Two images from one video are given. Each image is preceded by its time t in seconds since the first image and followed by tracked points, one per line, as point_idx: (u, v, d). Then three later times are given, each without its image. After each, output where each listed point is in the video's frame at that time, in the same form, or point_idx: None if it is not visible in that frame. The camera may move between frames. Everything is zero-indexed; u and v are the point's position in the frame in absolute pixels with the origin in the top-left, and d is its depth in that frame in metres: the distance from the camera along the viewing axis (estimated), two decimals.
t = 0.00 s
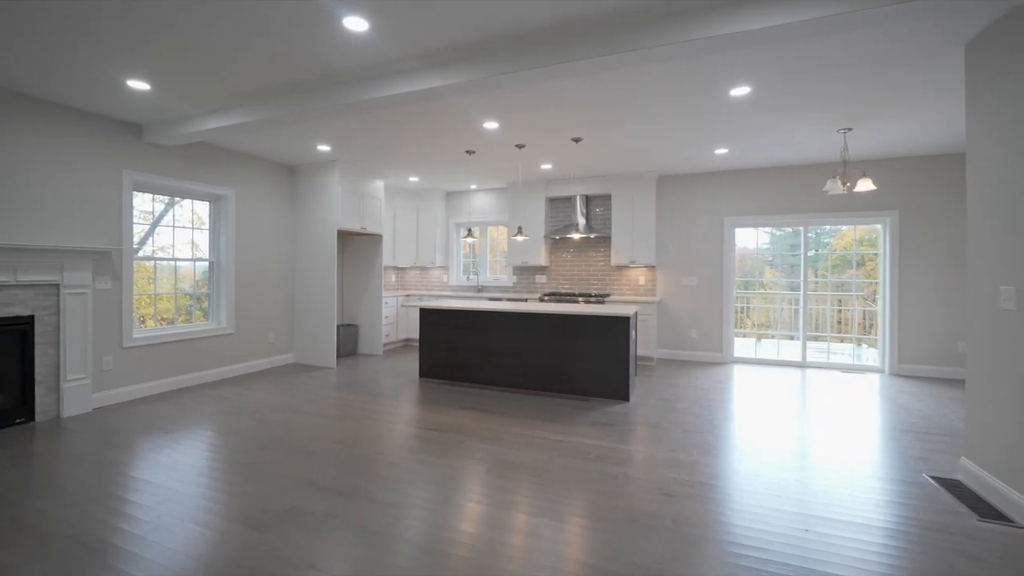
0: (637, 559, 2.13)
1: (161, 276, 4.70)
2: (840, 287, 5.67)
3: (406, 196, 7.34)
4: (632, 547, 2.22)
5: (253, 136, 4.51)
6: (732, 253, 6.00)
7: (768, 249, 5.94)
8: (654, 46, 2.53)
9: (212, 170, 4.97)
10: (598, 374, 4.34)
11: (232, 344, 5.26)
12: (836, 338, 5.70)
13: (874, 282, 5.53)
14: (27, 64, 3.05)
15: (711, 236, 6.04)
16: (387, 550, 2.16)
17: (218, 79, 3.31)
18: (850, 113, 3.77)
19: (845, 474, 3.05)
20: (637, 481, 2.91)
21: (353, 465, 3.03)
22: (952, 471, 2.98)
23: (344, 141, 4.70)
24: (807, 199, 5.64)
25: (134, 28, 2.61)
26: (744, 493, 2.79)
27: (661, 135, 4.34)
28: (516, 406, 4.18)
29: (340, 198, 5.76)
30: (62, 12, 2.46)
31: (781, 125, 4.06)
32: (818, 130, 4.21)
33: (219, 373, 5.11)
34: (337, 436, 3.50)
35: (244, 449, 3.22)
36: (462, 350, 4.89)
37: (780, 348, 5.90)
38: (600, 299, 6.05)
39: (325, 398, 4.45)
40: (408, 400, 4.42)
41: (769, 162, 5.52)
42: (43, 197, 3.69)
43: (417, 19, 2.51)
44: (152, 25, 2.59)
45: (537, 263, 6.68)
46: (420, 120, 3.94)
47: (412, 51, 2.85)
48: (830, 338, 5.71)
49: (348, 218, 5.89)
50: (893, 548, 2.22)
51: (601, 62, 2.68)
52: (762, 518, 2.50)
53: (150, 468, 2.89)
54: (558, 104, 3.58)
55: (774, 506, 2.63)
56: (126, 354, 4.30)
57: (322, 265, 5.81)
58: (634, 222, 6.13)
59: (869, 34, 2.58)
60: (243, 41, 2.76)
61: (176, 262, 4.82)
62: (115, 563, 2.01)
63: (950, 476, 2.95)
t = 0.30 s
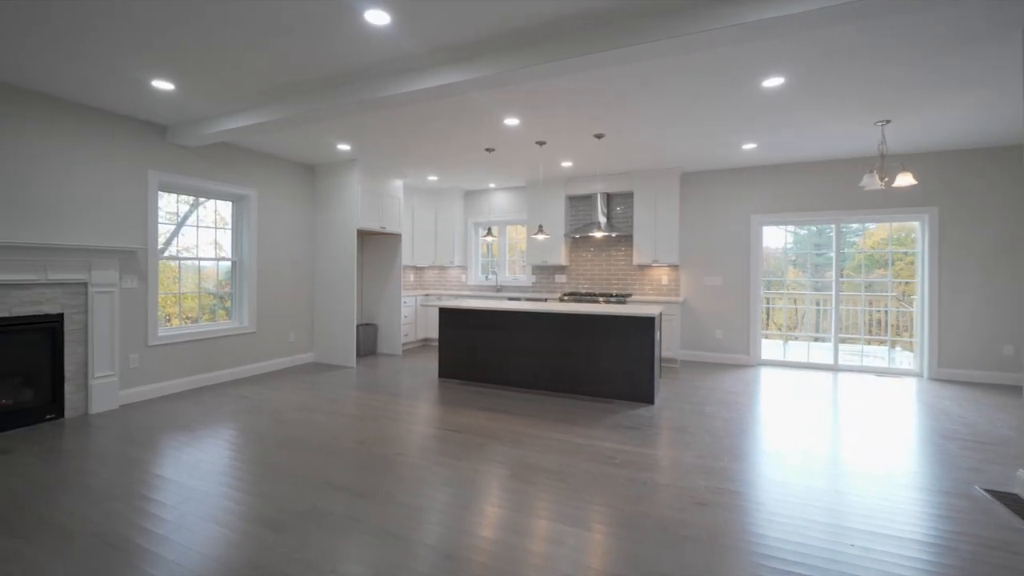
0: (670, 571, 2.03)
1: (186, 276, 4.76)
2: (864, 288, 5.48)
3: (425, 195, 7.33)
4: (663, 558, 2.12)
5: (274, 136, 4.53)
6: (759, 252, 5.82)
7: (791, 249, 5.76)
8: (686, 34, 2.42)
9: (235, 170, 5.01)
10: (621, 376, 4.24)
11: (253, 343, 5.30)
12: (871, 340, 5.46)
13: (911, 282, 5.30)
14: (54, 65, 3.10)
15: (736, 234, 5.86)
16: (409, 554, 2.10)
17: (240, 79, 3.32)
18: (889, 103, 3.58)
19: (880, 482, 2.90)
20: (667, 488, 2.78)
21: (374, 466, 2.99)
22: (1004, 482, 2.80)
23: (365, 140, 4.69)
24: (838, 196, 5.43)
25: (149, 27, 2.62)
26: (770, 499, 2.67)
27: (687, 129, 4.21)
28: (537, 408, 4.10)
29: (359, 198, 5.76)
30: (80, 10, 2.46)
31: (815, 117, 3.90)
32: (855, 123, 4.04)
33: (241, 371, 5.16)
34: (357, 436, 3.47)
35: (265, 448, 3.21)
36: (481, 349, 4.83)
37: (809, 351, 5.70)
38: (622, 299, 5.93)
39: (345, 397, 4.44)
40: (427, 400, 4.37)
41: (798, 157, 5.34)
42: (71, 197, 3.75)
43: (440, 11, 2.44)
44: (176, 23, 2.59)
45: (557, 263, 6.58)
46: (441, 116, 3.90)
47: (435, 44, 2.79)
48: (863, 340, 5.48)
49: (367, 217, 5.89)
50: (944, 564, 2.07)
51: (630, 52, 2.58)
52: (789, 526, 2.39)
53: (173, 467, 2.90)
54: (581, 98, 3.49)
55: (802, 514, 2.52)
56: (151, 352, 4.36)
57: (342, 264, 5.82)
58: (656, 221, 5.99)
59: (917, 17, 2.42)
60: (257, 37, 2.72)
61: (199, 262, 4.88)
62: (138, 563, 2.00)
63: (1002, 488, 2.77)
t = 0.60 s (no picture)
0: None
1: (209, 275, 4.80)
2: (898, 288, 5.24)
3: (443, 194, 7.28)
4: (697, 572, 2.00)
5: (295, 134, 4.53)
6: (789, 250, 5.60)
7: (816, 248, 5.58)
8: (721, 19, 2.29)
9: (256, 170, 5.03)
10: (646, 378, 4.11)
11: (274, 342, 5.32)
12: (909, 343, 5.20)
13: (953, 282, 5.04)
14: (80, 66, 3.13)
15: (765, 232, 5.66)
16: (431, 562, 2.03)
17: (260, 77, 3.30)
18: (935, 90, 3.37)
19: (921, 491, 2.74)
20: (699, 497, 2.65)
21: (394, 468, 2.94)
22: None
23: (385, 137, 4.65)
24: (874, 191, 5.20)
25: (155, 26, 2.63)
26: (801, 507, 2.56)
27: (715, 122, 4.05)
28: (559, 410, 4.00)
29: (379, 196, 5.74)
30: (85, 11, 2.49)
31: (853, 108, 3.71)
32: (896, 113, 3.83)
33: (262, 370, 5.18)
34: (377, 437, 3.43)
35: (285, 448, 3.19)
36: (501, 350, 4.75)
37: (843, 353, 5.45)
38: (645, 299, 5.77)
39: (365, 397, 4.41)
40: (447, 401, 4.31)
41: (831, 151, 5.12)
42: (97, 199, 3.81)
43: None
44: (196, 20, 2.57)
45: (577, 262, 6.46)
46: (462, 113, 3.83)
47: (455, 36, 2.71)
48: (901, 343, 5.23)
49: (387, 216, 5.87)
50: None
51: (660, 39, 2.46)
52: (823, 535, 2.28)
53: (194, 466, 2.89)
54: (606, 90, 3.38)
55: (836, 522, 2.40)
56: (175, 351, 4.40)
57: (363, 264, 5.79)
58: (680, 218, 5.83)
59: None
60: (263, 36, 2.73)
61: (222, 261, 4.92)
62: (158, 564, 1.97)
63: None
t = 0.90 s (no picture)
0: None
1: (233, 273, 4.83)
2: (939, 287, 4.97)
3: (463, 192, 7.24)
4: None
5: (315, 131, 4.53)
6: (822, 247, 5.37)
7: (846, 246, 5.37)
8: None
9: (278, 168, 5.06)
10: (672, 379, 3.97)
11: (295, 340, 5.34)
12: (952, 345, 4.92)
13: (1000, 280, 4.75)
14: (106, 64, 3.16)
15: (795, 228, 5.45)
16: (454, 566, 1.96)
17: (281, 72, 3.29)
18: (987, 74, 3.16)
19: (971, 501, 2.56)
20: (736, 506, 2.50)
21: (414, 468, 2.88)
22: None
23: (405, 133, 4.62)
24: (914, 185, 4.95)
25: (178, 21, 2.63)
26: (837, 514, 2.43)
27: (745, 113, 3.89)
28: (582, 412, 3.89)
29: (398, 194, 5.72)
30: (84, 11, 2.52)
31: (896, 95, 3.51)
32: (941, 101, 3.62)
33: (284, 368, 5.20)
34: (398, 436, 3.38)
35: (306, 446, 3.16)
36: (522, 350, 4.67)
37: (880, 356, 5.20)
38: (669, 298, 5.62)
39: (385, 396, 4.38)
40: (467, 400, 4.25)
41: (867, 144, 4.89)
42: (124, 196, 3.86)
43: None
44: (215, 15, 2.56)
45: (598, 260, 6.34)
46: (483, 106, 3.76)
47: (478, 24, 2.64)
48: (943, 345, 4.95)
49: (407, 214, 5.85)
50: None
51: (692, 23, 2.35)
52: (863, 544, 2.15)
53: (216, 463, 2.88)
54: (633, 80, 3.26)
55: (875, 530, 2.27)
56: (199, 348, 4.44)
57: (382, 262, 5.78)
58: (706, 215, 5.65)
59: None
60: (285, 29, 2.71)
61: (245, 259, 4.95)
62: (178, 562, 1.94)
63: None
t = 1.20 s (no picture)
0: None
1: (255, 271, 4.87)
2: (986, 287, 4.68)
3: (482, 190, 7.19)
4: None
5: (337, 129, 4.53)
6: (856, 244, 5.15)
7: (883, 244, 5.13)
8: None
9: (300, 167, 5.09)
10: (700, 380, 3.85)
11: (317, 338, 5.36)
12: (1000, 348, 4.64)
13: None
14: (134, 64, 3.19)
15: (828, 225, 5.24)
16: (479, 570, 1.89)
17: (303, 69, 3.27)
18: None
19: None
20: (774, 513, 2.37)
21: (436, 468, 2.83)
22: None
23: (425, 130, 4.57)
24: (957, 179, 4.69)
25: (202, 18, 2.63)
26: (876, 520, 2.30)
27: (778, 104, 3.74)
28: (606, 413, 3.79)
29: (418, 192, 5.69)
30: (96, 11, 2.54)
31: (942, 82, 3.32)
32: (990, 87, 3.41)
33: (305, 366, 5.22)
34: (419, 436, 3.33)
35: (327, 445, 3.14)
36: (544, 349, 4.59)
37: (921, 359, 4.95)
38: (694, 297, 5.46)
39: (406, 395, 4.35)
40: (488, 400, 4.19)
41: (906, 135, 4.67)
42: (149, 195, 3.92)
43: None
44: (237, 10, 2.55)
45: (621, 258, 6.21)
46: (505, 99, 3.68)
47: (501, 13, 2.57)
48: (990, 348, 4.67)
49: (427, 212, 5.82)
50: None
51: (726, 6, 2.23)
52: (905, 552, 2.03)
53: (238, 460, 2.88)
54: (660, 70, 3.15)
55: (910, 535, 2.16)
56: (223, 345, 4.48)
57: (402, 260, 5.76)
58: (733, 211, 5.49)
59: None
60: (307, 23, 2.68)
61: (268, 257, 4.98)
62: (201, 560, 1.93)
63: None
